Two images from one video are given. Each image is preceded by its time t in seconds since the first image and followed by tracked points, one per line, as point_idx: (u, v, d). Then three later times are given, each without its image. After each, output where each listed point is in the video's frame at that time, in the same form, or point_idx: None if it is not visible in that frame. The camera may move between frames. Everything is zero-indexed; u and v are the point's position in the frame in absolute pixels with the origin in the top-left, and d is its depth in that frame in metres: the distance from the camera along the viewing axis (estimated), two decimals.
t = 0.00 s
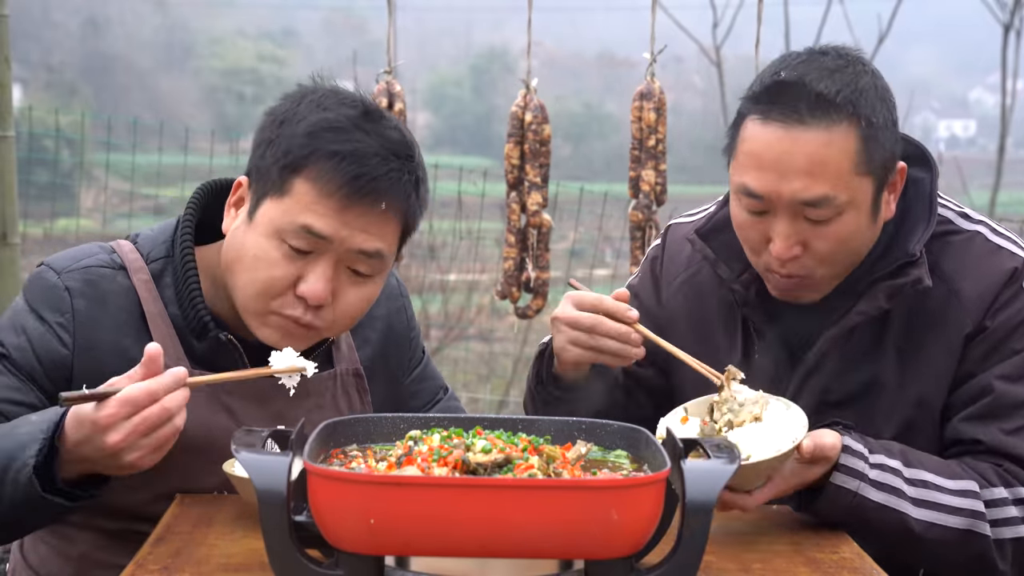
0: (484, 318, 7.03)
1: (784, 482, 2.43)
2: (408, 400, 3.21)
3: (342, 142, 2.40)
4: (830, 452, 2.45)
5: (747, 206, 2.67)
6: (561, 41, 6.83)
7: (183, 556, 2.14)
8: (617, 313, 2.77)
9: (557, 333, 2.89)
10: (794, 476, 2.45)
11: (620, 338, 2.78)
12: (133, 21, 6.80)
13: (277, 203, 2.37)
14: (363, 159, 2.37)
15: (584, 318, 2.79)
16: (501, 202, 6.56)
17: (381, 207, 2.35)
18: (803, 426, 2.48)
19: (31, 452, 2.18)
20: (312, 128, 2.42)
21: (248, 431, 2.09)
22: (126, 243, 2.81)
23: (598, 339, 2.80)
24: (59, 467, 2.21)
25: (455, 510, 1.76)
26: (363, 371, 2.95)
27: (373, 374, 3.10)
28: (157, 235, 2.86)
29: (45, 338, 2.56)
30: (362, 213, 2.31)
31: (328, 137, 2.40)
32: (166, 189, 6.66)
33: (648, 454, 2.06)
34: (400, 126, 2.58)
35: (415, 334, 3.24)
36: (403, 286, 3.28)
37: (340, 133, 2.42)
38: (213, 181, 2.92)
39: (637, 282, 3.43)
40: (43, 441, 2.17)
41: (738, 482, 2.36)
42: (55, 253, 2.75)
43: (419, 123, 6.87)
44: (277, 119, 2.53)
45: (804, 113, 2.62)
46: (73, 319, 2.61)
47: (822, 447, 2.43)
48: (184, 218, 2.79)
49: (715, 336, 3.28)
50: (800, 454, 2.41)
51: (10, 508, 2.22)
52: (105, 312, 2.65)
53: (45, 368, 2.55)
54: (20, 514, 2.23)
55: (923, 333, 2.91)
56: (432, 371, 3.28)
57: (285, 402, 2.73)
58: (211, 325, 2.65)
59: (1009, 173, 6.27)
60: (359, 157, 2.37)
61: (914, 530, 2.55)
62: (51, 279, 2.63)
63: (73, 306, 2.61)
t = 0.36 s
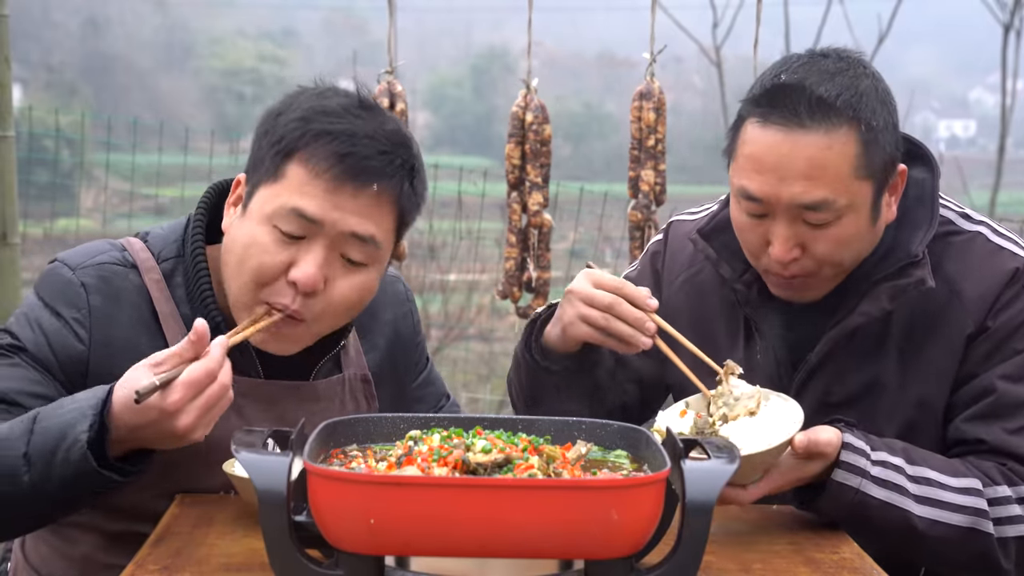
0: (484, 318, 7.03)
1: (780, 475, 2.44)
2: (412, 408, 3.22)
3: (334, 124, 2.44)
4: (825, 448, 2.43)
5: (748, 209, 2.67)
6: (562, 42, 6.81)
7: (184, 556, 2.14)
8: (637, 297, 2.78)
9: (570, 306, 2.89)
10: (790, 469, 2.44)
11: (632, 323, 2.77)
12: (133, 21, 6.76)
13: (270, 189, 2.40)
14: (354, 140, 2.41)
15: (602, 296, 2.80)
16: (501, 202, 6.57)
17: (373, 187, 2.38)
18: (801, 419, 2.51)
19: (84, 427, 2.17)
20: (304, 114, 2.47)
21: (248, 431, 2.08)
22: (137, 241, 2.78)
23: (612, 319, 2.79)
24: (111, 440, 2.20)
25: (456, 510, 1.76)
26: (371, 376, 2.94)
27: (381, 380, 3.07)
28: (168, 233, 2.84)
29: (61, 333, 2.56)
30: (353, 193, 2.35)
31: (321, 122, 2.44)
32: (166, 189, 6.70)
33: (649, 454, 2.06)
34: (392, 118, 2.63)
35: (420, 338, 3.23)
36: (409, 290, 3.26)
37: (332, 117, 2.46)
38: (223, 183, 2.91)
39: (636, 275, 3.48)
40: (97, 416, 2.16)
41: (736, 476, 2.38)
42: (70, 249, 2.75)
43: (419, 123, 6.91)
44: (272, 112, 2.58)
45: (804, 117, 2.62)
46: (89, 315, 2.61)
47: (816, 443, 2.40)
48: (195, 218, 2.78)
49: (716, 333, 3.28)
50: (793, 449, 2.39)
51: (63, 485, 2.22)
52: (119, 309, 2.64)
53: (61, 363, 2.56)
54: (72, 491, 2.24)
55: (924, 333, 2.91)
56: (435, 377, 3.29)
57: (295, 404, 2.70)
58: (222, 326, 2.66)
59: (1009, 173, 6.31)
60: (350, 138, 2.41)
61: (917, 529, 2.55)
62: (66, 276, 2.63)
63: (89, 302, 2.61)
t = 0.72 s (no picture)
0: (484, 319, 6.99)
1: (776, 477, 2.44)
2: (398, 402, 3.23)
3: (289, 71, 2.58)
4: (820, 449, 2.44)
5: (745, 210, 2.67)
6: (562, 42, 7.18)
7: (183, 556, 2.14)
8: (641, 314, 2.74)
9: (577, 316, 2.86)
10: (785, 472, 2.45)
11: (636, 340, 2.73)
12: (133, 21, 7.01)
13: (241, 149, 2.51)
14: (312, 82, 2.56)
15: (607, 307, 2.77)
16: (501, 203, 6.59)
17: (340, 121, 2.52)
18: (793, 421, 2.49)
19: (21, 381, 2.18)
20: (256, 68, 2.59)
21: (247, 431, 2.08)
22: (120, 227, 2.82)
23: (616, 332, 2.76)
24: (48, 400, 2.20)
25: (457, 511, 1.76)
26: (358, 354, 2.97)
27: (371, 369, 3.09)
28: (151, 220, 2.87)
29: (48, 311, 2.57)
30: (323, 131, 2.48)
31: (275, 72, 2.57)
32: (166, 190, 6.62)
33: (649, 454, 2.06)
34: (332, 55, 2.78)
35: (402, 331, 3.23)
36: (393, 284, 3.28)
37: (285, 65, 2.60)
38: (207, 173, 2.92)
39: (637, 278, 3.46)
40: (36, 374, 2.17)
41: (732, 478, 2.37)
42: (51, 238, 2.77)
43: (419, 122, 7.13)
44: (220, 75, 2.69)
45: (800, 119, 2.63)
46: (75, 293, 2.62)
47: (810, 445, 2.41)
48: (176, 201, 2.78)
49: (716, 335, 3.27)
50: (787, 451, 2.39)
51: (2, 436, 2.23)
52: (105, 288, 2.67)
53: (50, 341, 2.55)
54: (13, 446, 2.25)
55: (923, 334, 2.91)
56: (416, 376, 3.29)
57: (285, 377, 2.74)
58: (210, 300, 2.70)
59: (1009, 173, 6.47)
60: (308, 81, 2.56)
61: (916, 529, 2.55)
62: (50, 256, 2.65)
63: (74, 280, 2.63)
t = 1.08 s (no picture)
0: (484, 318, 7.01)
1: (775, 474, 2.44)
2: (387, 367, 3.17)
3: (249, 41, 2.64)
4: (819, 446, 2.44)
5: (744, 209, 2.67)
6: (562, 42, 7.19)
7: (183, 556, 2.14)
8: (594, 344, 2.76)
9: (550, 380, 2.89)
10: (785, 469, 2.45)
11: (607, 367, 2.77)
12: (134, 21, 6.94)
13: (211, 122, 2.55)
14: (275, 49, 2.62)
15: (565, 356, 2.80)
16: (501, 202, 6.57)
17: (306, 85, 2.59)
18: (794, 416, 2.52)
19: (96, 284, 2.08)
20: (217, 41, 2.64)
21: (248, 431, 2.08)
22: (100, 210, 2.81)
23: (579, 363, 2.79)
24: (122, 308, 2.08)
25: (457, 510, 1.76)
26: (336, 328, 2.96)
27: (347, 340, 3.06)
28: (132, 199, 2.86)
29: (57, 271, 2.55)
30: (291, 95, 2.55)
31: (236, 43, 2.63)
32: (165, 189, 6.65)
33: (649, 454, 2.06)
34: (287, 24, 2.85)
35: (385, 301, 3.21)
36: (365, 256, 3.26)
37: (243, 36, 2.66)
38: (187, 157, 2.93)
39: (640, 280, 3.46)
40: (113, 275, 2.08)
41: (732, 476, 2.37)
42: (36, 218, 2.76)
43: (420, 122, 7.34)
44: (180, 53, 2.72)
45: (799, 117, 2.63)
46: (80, 254, 2.62)
47: (811, 442, 2.41)
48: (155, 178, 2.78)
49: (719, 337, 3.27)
50: (787, 448, 2.39)
51: (66, 343, 2.09)
52: (108, 250, 2.66)
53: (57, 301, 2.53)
54: (74, 356, 2.09)
55: (923, 332, 2.91)
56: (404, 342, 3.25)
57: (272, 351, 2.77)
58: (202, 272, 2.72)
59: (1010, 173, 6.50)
60: (271, 48, 2.62)
61: (916, 528, 2.55)
62: (50, 224, 2.64)
63: (77, 243, 2.63)
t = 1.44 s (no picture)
0: (484, 319, 7.00)
1: (779, 481, 2.44)
2: (384, 367, 3.17)
3: (249, 38, 2.63)
4: (821, 452, 2.44)
5: (726, 229, 2.69)
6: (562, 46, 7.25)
7: (183, 556, 2.14)
8: (635, 329, 2.72)
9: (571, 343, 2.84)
10: (788, 476, 2.45)
11: (631, 355, 2.72)
12: (134, 22, 7.05)
13: (211, 118, 2.55)
14: (274, 45, 2.62)
15: (599, 329, 2.75)
16: (501, 202, 6.58)
17: (305, 82, 2.59)
18: (796, 424, 2.50)
19: (145, 329, 2.07)
20: (217, 38, 2.64)
21: (248, 431, 2.08)
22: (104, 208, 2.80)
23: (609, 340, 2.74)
24: (166, 351, 2.06)
25: (456, 510, 1.76)
26: (334, 329, 2.96)
27: (346, 338, 3.07)
28: (135, 198, 2.84)
29: (64, 267, 2.56)
30: (290, 91, 2.55)
31: (236, 39, 2.62)
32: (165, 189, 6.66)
33: (649, 454, 2.06)
34: (285, 22, 2.84)
35: (385, 301, 3.21)
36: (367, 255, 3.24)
37: (243, 33, 2.65)
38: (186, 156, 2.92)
39: (641, 279, 3.45)
40: (161, 321, 2.07)
41: (734, 484, 2.37)
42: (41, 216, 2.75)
43: (419, 122, 7.40)
44: (181, 49, 2.72)
45: (776, 144, 2.61)
46: (87, 249, 2.62)
47: (813, 449, 2.41)
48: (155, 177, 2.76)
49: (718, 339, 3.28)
50: (789, 455, 2.39)
51: (107, 386, 2.08)
52: (114, 247, 2.67)
53: (68, 294, 2.55)
54: (112, 399, 2.09)
55: (922, 331, 2.91)
56: (404, 341, 3.24)
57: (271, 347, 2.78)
58: (205, 268, 2.71)
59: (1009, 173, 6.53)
60: (270, 45, 2.62)
61: (916, 528, 2.55)
62: (56, 220, 2.64)
63: (84, 238, 2.63)
